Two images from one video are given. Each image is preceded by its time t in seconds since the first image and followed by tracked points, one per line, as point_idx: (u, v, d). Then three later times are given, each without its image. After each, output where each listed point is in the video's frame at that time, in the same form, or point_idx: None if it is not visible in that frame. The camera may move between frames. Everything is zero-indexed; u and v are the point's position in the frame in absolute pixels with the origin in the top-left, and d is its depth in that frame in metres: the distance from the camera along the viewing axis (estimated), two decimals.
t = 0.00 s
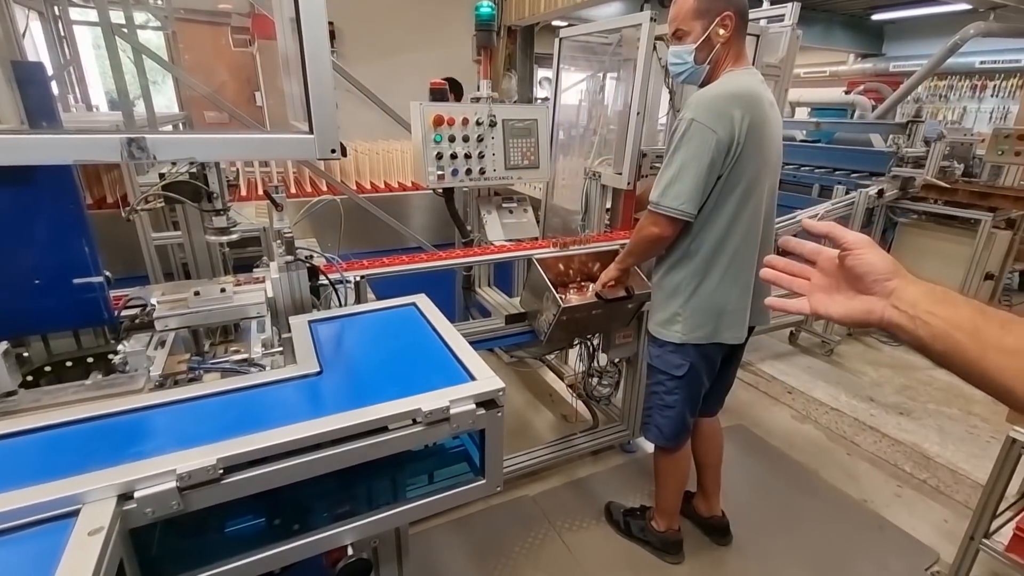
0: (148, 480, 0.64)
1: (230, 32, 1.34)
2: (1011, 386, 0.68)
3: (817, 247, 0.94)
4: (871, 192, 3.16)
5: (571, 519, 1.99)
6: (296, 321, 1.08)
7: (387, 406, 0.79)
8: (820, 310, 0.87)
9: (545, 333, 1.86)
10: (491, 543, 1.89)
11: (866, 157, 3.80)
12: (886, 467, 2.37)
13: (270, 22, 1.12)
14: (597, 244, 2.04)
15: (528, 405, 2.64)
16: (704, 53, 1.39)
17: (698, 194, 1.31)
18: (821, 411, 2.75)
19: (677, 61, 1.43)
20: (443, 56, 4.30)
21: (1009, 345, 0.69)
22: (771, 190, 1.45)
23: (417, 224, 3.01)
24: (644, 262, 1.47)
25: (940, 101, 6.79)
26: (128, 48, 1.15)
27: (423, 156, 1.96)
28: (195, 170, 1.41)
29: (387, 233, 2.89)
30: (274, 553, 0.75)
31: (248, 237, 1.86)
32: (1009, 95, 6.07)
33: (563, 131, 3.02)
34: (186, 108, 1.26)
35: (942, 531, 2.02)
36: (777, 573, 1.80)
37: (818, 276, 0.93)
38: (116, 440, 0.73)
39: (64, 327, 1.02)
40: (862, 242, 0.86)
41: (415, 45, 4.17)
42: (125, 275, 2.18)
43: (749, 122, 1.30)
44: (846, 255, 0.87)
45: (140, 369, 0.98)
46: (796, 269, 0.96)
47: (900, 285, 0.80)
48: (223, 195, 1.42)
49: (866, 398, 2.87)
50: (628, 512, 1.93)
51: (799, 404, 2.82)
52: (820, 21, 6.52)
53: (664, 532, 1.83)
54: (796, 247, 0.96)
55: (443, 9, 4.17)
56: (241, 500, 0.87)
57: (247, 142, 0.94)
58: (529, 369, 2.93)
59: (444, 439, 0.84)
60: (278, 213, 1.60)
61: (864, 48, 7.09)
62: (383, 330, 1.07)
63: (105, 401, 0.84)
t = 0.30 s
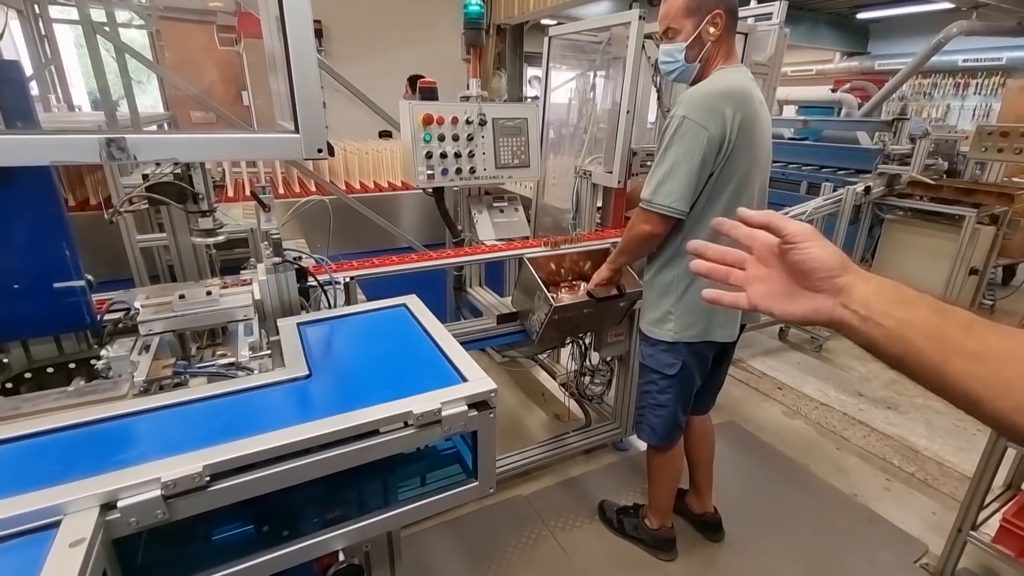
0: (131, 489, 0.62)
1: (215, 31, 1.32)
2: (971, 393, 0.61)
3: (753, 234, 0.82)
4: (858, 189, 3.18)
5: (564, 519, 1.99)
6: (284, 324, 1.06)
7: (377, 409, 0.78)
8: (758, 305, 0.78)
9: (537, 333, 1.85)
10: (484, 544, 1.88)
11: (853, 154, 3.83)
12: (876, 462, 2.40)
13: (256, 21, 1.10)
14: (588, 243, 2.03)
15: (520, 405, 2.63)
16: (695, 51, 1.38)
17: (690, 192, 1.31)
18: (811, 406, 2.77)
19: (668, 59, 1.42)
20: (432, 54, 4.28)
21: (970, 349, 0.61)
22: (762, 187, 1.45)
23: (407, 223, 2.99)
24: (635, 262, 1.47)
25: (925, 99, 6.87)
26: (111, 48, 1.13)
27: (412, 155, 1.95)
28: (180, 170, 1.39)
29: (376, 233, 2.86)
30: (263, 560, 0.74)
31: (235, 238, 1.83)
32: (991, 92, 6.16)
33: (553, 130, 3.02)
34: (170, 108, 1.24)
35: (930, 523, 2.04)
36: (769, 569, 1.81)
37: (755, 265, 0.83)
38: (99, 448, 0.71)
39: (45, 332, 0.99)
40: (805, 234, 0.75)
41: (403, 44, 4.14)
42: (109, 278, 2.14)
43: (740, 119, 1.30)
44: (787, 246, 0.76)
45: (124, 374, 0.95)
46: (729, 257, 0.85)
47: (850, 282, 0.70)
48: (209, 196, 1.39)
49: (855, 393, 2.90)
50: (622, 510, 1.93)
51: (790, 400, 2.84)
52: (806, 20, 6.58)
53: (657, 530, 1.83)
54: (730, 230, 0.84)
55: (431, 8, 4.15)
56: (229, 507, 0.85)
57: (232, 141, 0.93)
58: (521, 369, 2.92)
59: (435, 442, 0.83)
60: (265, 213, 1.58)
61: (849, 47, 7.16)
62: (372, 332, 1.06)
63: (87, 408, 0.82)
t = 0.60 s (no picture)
0: (118, 496, 0.61)
1: (206, 29, 1.30)
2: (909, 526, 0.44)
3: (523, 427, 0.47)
4: (853, 187, 3.18)
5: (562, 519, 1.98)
6: (277, 326, 1.05)
7: (369, 412, 0.77)
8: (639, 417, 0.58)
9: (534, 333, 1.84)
10: (482, 545, 1.87)
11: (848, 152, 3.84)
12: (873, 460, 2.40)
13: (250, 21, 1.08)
14: (585, 242, 2.03)
15: (518, 405, 2.63)
16: (687, 49, 1.38)
17: (679, 195, 1.31)
18: (808, 404, 2.77)
19: (661, 58, 1.42)
20: (426, 54, 4.26)
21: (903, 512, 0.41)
22: (755, 187, 1.44)
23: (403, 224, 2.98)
24: (629, 263, 1.46)
25: (919, 97, 6.89)
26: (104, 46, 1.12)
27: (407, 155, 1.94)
28: (171, 170, 1.38)
29: (372, 233, 2.85)
30: (255, 566, 0.73)
31: (229, 239, 1.82)
32: (985, 90, 6.17)
33: (549, 129, 3.01)
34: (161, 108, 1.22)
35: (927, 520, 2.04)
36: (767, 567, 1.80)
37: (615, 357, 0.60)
38: (87, 454, 0.70)
39: (33, 336, 0.98)
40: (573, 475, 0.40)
41: (397, 43, 4.13)
42: (101, 280, 2.12)
43: (731, 121, 1.29)
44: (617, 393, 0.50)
45: (114, 378, 0.94)
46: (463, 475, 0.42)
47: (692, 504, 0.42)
48: (201, 195, 1.38)
49: (852, 391, 2.90)
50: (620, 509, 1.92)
51: (787, 398, 2.84)
52: (801, 18, 6.59)
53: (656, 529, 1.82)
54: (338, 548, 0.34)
55: (425, 7, 4.14)
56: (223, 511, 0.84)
57: (220, 141, 0.92)
58: (518, 369, 2.91)
59: (430, 445, 0.82)
60: (258, 214, 1.56)
61: (843, 45, 7.18)
62: (364, 334, 1.04)
63: (74, 412, 0.81)
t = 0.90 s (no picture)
0: (125, 489, 0.61)
1: (208, 29, 1.31)
2: None
3: None
4: (853, 185, 3.19)
5: (564, 516, 1.98)
6: (280, 321, 1.05)
7: (374, 407, 0.77)
8: None
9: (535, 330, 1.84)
10: (484, 543, 1.87)
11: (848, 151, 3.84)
12: (874, 457, 2.40)
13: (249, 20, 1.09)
14: (586, 240, 2.02)
15: (518, 403, 2.63)
16: (688, 45, 1.37)
17: (672, 194, 1.31)
18: (809, 402, 2.77)
19: (661, 55, 1.41)
20: (426, 53, 4.26)
21: None
22: (752, 184, 1.43)
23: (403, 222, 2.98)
24: (627, 262, 1.45)
25: (918, 96, 6.90)
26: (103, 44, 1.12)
27: (408, 152, 1.93)
28: (173, 167, 1.37)
29: (372, 232, 2.85)
30: (262, 560, 0.73)
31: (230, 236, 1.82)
32: (983, 89, 6.18)
33: (549, 128, 3.01)
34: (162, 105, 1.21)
35: (928, 517, 2.04)
36: (769, 564, 1.80)
37: None
38: (93, 448, 0.70)
39: (36, 332, 0.98)
40: None
41: (396, 42, 4.12)
42: (102, 278, 2.11)
43: (725, 120, 1.28)
44: None
45: (118, 374, 0.93)
46: None
47: None
48: (203, 193, 1.38)
49: (852, 389, 2.90)
50: (622, 507, 1.92)
51: (787, 396, 2.84)
52: (800, 18, 6.59)
53: (657, 527, 1.82)
54: None
55: (424, 7, 4.13)
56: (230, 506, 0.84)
57: (224, 135, 0.91)
58: (518, 367, 2.91)
59: (435, 440, 0.82)
60: (260, 211, 1.56)
61: (842, 44, 7.18)
62: (367, 330, 1.04)
63: (80, 407, 0.81)
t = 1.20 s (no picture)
0: (195, 452, 0.65)
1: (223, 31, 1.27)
2: None
3: None
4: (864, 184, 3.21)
5: (577, 506, 2.02)
6: (317, 307, 1.09)
7: (417, 383, 0.81)
8: None
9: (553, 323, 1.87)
10: (500, 530, 1.91)
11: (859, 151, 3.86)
12: (884, 453, 2.42)
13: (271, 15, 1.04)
14: (602, 235, 2.06)
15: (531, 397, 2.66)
16: (715, 43, 1.41)
17: (701, 192, 1.34)
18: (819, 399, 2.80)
19: (687, 52, 1.44)
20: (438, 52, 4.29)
21: None
22: (774, 184, 1.47)
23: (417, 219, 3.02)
24: (648, 256, 1.48)
25: (927, 98, 6.89)
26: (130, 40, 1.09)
27: (430, 148, 1.98)
28: (206, 159, 1.41)
29: (388, 228, 2.90)
30: (314, 525, 0.77)
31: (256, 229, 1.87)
32: (993, 91, 6.17)
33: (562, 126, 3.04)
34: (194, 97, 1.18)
35: (938, 511, 2.07)
36: (780, 554, 1.83)
37: None
38: (156, 418, 0.74)
39: (86, 313, 1.02)
40: None
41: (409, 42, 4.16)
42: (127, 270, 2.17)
43: (753, 121, 1.32)
44: None
45: (165, 354, 0.98)
46: None
47: None
48: (235, 185, 1.42)
49: (861, 386, 2.92)
50: (635, 497, 1.95)
51: (797, 392, 2.87)
52: (810, 19, 6.59)
53: (671, 516, 1.85)
54: None
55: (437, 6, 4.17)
56: (277, 477, 0.88)
57: (278, 124, 0.95)
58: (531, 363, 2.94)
59: (472, 416, 0.86)
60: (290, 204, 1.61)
61: (851, 46, 7.19)
62: (401, 315, 1.08)
63: (137, 381, 0.86)
